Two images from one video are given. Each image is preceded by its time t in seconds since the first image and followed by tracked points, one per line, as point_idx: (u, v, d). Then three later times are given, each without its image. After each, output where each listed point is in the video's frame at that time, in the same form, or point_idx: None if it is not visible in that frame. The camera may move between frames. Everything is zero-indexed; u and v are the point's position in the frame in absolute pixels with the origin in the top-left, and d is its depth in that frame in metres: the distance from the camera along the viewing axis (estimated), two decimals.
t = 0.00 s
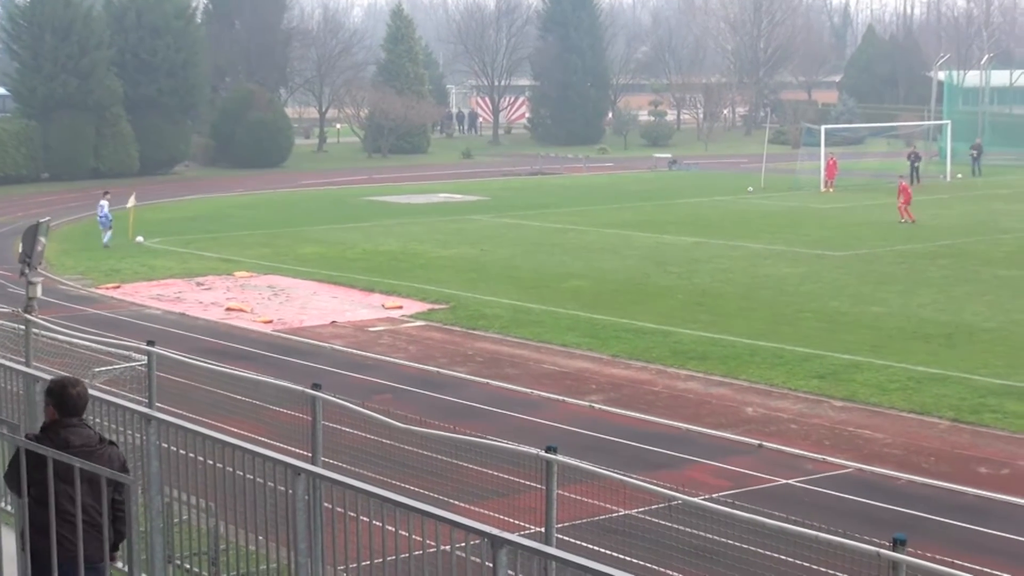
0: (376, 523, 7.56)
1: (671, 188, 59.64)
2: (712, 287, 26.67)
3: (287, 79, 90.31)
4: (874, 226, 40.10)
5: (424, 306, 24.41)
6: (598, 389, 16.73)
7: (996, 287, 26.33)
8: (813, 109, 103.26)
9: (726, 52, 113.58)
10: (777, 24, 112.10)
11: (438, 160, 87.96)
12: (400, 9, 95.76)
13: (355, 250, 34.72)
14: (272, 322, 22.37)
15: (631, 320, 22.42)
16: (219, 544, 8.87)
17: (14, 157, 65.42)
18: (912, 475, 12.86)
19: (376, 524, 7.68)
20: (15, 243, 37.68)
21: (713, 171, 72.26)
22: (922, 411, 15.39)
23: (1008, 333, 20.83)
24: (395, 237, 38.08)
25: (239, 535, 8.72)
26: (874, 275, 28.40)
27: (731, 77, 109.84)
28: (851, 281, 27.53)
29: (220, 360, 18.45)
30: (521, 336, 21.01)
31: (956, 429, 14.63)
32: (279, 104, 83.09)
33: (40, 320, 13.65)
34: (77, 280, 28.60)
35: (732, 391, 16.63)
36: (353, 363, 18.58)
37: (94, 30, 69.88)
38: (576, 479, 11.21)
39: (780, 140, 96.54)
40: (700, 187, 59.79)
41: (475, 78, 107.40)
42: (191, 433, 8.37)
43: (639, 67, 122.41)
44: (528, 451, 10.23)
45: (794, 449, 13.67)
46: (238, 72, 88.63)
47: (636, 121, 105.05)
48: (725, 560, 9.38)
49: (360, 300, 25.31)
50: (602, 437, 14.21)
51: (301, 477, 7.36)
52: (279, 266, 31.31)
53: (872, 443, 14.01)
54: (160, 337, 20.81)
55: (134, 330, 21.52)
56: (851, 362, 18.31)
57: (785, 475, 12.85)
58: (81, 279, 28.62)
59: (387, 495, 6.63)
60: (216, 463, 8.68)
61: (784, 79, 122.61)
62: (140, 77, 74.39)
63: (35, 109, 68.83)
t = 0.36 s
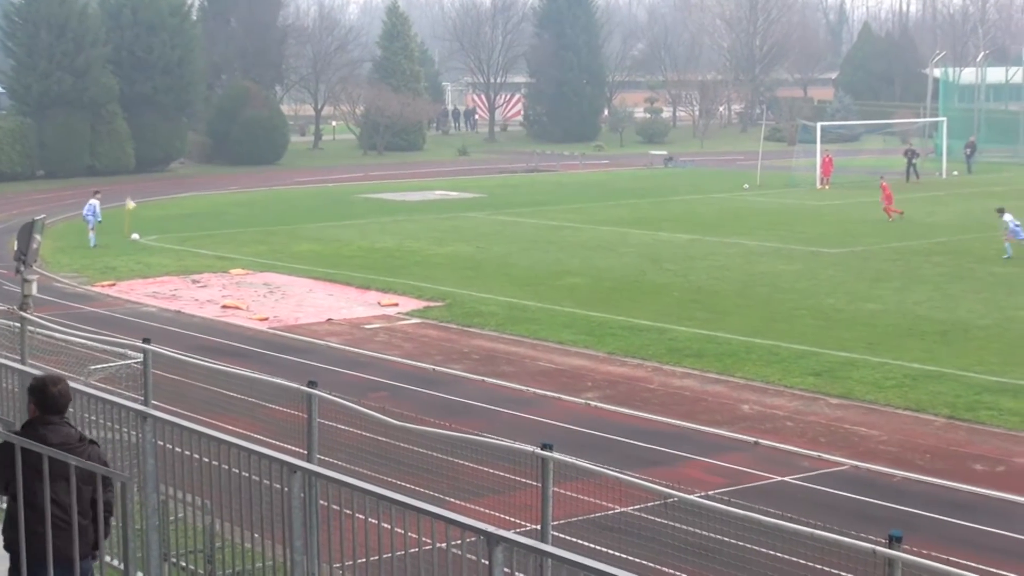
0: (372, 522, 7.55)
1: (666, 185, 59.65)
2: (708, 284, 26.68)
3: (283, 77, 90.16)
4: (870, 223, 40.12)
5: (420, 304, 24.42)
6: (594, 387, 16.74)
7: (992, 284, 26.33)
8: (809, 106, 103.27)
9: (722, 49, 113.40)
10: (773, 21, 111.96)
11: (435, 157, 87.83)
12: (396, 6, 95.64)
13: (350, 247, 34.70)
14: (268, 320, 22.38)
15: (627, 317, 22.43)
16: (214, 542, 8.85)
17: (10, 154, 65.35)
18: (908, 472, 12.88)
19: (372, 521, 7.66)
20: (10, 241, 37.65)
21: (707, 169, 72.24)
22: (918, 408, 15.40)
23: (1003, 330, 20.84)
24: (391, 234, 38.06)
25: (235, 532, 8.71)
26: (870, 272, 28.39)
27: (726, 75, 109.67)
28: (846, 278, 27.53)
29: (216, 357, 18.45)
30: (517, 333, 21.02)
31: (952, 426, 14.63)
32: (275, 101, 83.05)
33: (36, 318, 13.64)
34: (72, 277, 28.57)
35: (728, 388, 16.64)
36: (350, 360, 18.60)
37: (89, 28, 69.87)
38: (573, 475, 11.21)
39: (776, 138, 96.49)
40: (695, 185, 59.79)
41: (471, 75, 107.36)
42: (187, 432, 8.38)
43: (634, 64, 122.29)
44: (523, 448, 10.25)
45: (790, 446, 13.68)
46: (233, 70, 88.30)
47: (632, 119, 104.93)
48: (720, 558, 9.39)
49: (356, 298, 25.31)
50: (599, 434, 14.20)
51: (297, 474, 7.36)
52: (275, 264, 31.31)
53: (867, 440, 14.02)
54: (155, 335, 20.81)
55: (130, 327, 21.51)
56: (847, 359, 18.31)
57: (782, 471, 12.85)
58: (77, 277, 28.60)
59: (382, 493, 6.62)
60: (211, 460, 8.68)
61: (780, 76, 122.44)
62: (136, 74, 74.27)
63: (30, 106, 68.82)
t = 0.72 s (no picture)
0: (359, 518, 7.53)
1: (651, 183, 59.73)
2: (694, 282, 26.71)
3: (269, 76, 90.03)
4: (855, 221, 40.19)
5: (407, 302, 24.41)
6: (580, 385, 16.75)
7: (976, 282, 26.43)
8: (794, 104, 103.42)
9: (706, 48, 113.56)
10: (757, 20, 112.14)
11: (422, 155, 87.77)
12: (382, 4, 95.60)
13: (337, 246, 34.67)
14: (254, 318, 22.34)
15: (612, 315, 22.45)
16: (199, 540, 8.82)
17: None
18: (894, 470, 12.90)
19: (357, 519, 7.62)
20: None
21: (692, 166, 72.35)
22: (902, 406, 15.43)
23: (987, 328, 20.89)
24: (378, 233, 38.02)
25: (221, 531, 8.68)
26: (854, 270, 28.46)
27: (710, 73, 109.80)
28: (831, 276, 27.57)
29: (201, 356, 18.41)
30: (503, 331, 21.02)
31: (937, 424, 14.67)
32: (260, 99, 83.06)
33: (20, 317, 13.55)
34: (57, 276, 28.50)
35: (713, 386, 16.65)
36: (336, 359, 18.56)
37: (74, 27, 69.66)
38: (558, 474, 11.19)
39: (762, 135, 96.55)
40: (679, 182, 59.89)
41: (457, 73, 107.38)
42: (173, 431, 8.34)
43: (620, 62, 122.37)
44: (510, 447, 10.25)
45: (776, 444, 13.69)
46: (219, 68, 88.48)
47: (617, 118, 104.93)
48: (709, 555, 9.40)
49: (343, 296, 25.28)
50: (585, 432, 14.18)
51: (282, 474, 7.31)
52: (262, 262, 31.24)
53: (853, 438, 14.03)
54: (142, 333, 20.75)
55: (116, 326, 21.46)
56: (832, 357, 18.33)
57: (768, 469, 12.86)
58: (63, 276, 28.51)
59: (368, 492, 6.60)
60: (198, 460, 8.62)
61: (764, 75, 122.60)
62: (121, 72, 74.08)
63: (15, 105, 68.53)
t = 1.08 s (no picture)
0: (346, 510, 7.84)
1: (633, 184, 60.23)
2: (673, 280, 27.15)
3: (259, 81, 90.41)
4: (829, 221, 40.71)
5: (394, 300, 24.80)
6: (562, 380, 17.15)
7: (946, 280, 26.91)
8: (769, 108, 104.44)
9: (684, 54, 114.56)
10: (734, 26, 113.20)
11: (407, 159, 88.32)
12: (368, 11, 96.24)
13: (327, 246, 35.02)
14: (244, 317, 22.70)
15: (592, 313, 22.85)
16: (192, 532, 9.17)
17: None
18: (864, 462, 13.31)
19: (345, 510, 7.95)
20: None
21: (671, 169, 73.08)
22: (873, 400, 15.85)
23: (955, 324, 21.38)
24: (365, 233, 38.38)
25: (213, 522, 9.02)
26: (829, 268, 28.95)
27: (687, 78, 110.80)
28: (806, 274, 28.06)
29: (193, 353, 18.74)
30: (486, 328, 21.42)
31: (907, 417, 15.09)
32: (250, 104, 83.41)
33: (17, 316, 13.83)
34: (53, 275, 28.78)
35: (691, 381, 17.06)
36: (324, 356, 18.93)
37: (69, 33, 69.90)
38: (540, 467, 11.55)
39: (738, 139, 97.43)
40: (658, 184, 60.52)
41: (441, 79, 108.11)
42: (167, 425, 8.70)
43: (599, 68, 123.26)
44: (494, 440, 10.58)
45: (751, 438, 14.09)
46: (210, 73, 88.64)
47: (597, 122, 105.74)
48: (686, 544, 9.76)
49: (330, 295, 25.65)
50: (566, 426, 14.56)
51: (273, 466, 7.68)
52: (252, 262, 31.57)
53: (825, 431, 14.44)
54: (136, 331, 21.06)
55: (111, 324, 21.78)
56: (805, 353, 18.76)
57: (743, 462, 13.26)
58: (58, 276, 28.80)
59: (355, 484, 6.94)
60: (192, 455, 9.00)
61: (740, 80, 123.58)
62: (115, 77, 74.30)
63: (11, 109, 68.37)
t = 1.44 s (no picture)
0: (346, 503, 8.19)
1: (625, 186, 60.68)
2: (664, 279, 27.57)
3: (261, 86, 91.02)
4: (815, 222, 41.16)
5: (392, 299, 25.22)
6: (554, 376, 17.56)
7: (928, 278, 27.36)
8: (755, 114, 105.16)
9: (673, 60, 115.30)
10: (721, 33, 113.98)
11: (403, 162, 88.79)
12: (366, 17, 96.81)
13: (328, 246, 35.43)
14: (247, 315, 23.09)
15: (583, 311, 23.28)
16: (197, 523, 9.53)
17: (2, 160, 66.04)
18: (847, 454, 13.74)
19: (343, 502, 8.33)
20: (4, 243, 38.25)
21: (661, 172, 73.58)
22: (855, 395, 16.27)
23: (936, 321, 21.82)
24: (364, 233, 38.79)
25: (216, 513, 9.41)
26: (815, 267, 29.39)
27: (676, 83, 111.50)
28: (793, 273, 28.49)
29: (198, 349, 19.15)
30: (480, 326, 21.83)
31: (888, 411, 15.52)
32: (253, 109, 83.89)
33: (28, 314, 14.21)
34: (62, 275, 29.10)
35: (680, 377, 17.48)
36: (324, 352, 19.33)
37: (76, 40, 70.52)
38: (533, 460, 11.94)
39: (725, 143, 98.00)
40: (648, 186, 61.04)
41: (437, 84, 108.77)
42: (175, 421, 9.10)
43: (590, 74, 123.97)
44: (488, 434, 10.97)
45: (738, 432, 14.51)
46: (214, 78, 89.34)
47: (588, 126, 106.39)
48: (674, 534, 10.16)
49: (329, 293, 26.06)
50: (558, 421, 14.97)
51: (276, 460, 8.15)
52: (253, 262, 31.97)
53: (809, 425, 14.87)
54: (142, 329, 21.46)
55: (118, 323, 22.17)
56: (791, 349, 19.17)
57: (729, 455, 13.68)
58: (65, 275, 29.18)
59: (355, 477, 7.33)
60: (198, 448, 9.39)
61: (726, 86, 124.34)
62: (122, 83, 74.90)
63: (22, 113, 69.37)
